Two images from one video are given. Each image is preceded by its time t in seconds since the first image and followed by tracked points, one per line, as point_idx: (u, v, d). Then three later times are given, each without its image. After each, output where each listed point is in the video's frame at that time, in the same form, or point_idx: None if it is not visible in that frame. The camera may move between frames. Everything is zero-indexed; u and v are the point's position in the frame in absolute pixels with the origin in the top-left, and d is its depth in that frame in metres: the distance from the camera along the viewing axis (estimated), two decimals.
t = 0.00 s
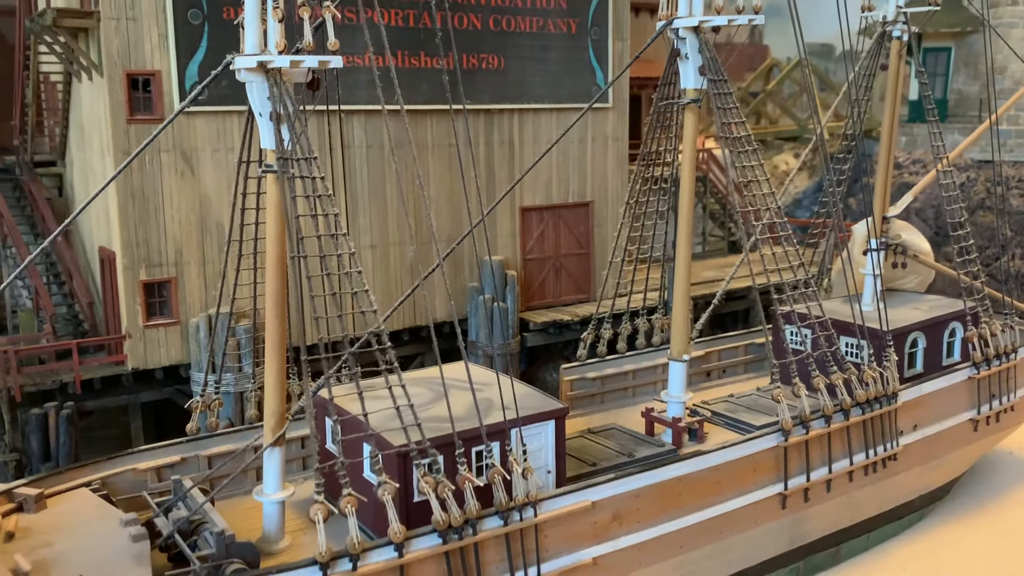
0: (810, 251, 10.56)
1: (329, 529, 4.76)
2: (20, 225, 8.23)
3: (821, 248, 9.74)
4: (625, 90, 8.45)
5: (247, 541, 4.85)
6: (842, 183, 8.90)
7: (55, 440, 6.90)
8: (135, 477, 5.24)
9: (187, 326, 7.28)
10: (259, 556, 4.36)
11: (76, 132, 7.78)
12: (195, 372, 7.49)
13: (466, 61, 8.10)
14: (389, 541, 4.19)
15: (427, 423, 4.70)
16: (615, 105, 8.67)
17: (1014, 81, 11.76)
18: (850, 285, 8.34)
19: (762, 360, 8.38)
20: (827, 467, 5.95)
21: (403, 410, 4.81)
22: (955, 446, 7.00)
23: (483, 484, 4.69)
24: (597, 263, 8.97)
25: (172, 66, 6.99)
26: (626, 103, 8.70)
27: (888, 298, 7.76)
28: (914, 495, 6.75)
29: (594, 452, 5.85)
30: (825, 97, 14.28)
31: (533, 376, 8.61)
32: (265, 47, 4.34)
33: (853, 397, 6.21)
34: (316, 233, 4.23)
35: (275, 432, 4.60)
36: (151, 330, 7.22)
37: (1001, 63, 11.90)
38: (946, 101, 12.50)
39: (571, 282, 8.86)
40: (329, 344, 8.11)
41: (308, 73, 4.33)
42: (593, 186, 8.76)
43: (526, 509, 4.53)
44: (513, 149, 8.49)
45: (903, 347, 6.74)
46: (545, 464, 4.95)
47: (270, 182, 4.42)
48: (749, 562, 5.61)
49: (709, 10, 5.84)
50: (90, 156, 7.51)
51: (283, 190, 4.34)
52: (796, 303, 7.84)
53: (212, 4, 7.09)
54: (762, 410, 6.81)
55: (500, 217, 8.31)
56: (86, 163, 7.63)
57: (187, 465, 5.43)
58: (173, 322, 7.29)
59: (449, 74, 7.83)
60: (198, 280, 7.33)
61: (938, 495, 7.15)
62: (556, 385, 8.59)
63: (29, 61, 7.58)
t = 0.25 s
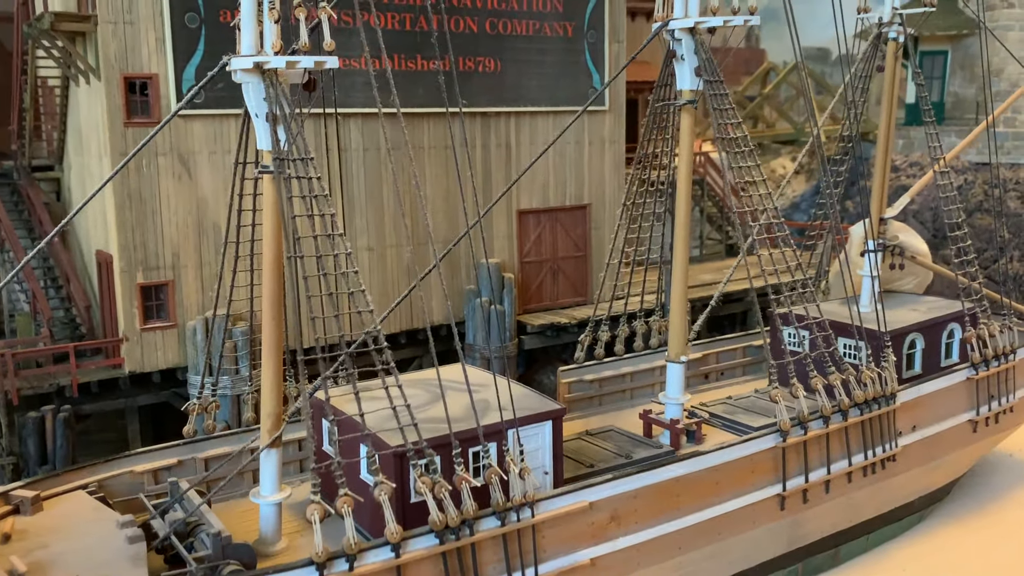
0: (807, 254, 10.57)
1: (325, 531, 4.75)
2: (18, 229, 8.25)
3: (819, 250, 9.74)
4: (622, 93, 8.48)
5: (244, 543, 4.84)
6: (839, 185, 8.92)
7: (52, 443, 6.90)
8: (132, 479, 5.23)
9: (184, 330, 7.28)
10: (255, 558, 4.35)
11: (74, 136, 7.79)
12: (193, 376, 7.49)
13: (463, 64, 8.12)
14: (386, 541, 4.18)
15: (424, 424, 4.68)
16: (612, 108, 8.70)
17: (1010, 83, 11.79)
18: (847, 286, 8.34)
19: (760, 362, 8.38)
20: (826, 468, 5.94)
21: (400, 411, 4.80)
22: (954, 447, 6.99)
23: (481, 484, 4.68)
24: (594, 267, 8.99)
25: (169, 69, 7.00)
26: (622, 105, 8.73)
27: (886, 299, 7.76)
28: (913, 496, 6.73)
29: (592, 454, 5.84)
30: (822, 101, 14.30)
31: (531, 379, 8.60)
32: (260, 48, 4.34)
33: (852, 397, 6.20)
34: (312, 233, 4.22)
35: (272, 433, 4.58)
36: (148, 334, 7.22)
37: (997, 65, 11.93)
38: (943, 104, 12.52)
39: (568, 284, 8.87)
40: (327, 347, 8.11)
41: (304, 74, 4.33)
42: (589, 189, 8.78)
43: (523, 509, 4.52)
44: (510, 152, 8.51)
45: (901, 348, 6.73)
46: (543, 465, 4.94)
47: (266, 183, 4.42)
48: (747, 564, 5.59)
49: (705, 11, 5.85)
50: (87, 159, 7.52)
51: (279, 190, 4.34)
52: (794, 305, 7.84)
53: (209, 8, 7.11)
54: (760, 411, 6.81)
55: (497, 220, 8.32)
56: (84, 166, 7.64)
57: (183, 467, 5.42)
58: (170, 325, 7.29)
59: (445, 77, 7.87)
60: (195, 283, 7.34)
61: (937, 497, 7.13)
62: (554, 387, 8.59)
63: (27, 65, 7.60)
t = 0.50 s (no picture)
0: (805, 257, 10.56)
1: (319, 534, 4.73)
2: (15, 233, 8.27)
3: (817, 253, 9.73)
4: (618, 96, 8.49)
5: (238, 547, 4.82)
6: (836, 187, 8.91)
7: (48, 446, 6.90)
8: (126, 483, 5.22)
9: (180, 333, 7.29)
10: (248, 561, 4.34)
11: (70, 140, 7.80)
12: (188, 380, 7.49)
13: (459, 67, 8.12)
14: (379, 544, 4.17)
15: (418, 427, 4.67)
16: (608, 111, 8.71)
17: (1008, 85, 11.79)
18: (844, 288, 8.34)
19: (758, 365, 8.37)
20: (823, 470, 5.92)
21: (394, 415, 4.78)
22: (953, 449, 6.97)
23: (475, 487, 4.66)
24: (592, 270, 9.00)
25: (164, 73, 7.02)
26: (618, 108, 8.74)
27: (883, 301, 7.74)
28: (911, 498, 6.71)
29: (588, 457, 5.82)
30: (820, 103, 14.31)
31: (528, 382, 8.58)
32: (253, 50, 4.34)
33: (849, 400, 6.18)
34: (305, 235, 4.22)
35: (265, 436, 4.56)
36: (144, 337, 7.22)
37: (995, 68, 11.93)
38: (941, 107, 12.51)
39: (565, 287, 8.87)
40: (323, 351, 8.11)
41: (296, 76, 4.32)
42: (586, 192, 8.79)
43: (517, 512, 4.50)
44: (507, 154, 8.52)
45: (899, 350, 6.72)
46: (538, 468, 4.93)
47: (259, 185, 4.42)
48: (744, 566, 5.57)
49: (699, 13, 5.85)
50: (83, 163, 7.53)
51: (271, 192, 4.34)
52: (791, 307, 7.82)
53: (205, 11, 7.12)
54: (758, 413, 6.79)
55: (493, 222, 8.33)
56: (80, 170, 7.64)
57: (178, 471, 5.41)
58: (165, 328, 7.29)
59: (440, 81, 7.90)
60: (191, 286, 7.34)
61: (935, 499, 7.11)
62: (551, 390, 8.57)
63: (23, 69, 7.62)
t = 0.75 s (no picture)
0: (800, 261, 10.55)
1: (310, 538, 4.72)
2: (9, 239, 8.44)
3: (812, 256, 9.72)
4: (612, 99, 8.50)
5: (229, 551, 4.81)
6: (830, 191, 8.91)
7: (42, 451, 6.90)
8: (119, 488, 5.20)
9: (174, 338, 7.30)
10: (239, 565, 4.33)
11: (64, 146, 7.82)
12: (182, 384, 7.51)
13: (453, 71, 8.13)
14: (369, 546, 4.16)
15: (410, 430, 4.66)
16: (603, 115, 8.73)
17: (1004, 88, 11.80)
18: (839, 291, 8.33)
19: (753, 368, 8.37)
20: (817, 473, 5.91)
21: (386, 419, 4.77)
22: (948, 451, 6.95)
23: (466, 490, 4.65)
24: (587, 274, 9.01)
25: (157, 77, 7.04)
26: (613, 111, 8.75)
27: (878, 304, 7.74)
28: (907, 501, 6.69)
29: (582, 461, 5.81)
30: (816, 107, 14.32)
31: (523, 386, 8.57)
32: (243, 54, 4.34)
33: (843, 402, 6.17)
34: (295, 238, 4.21)
35: (257, 440, 4.53)
36: (138, 342, 7.24)
37: (991, 71, 11.94)
38: (937, 110, 12.52)
39: (560, 291, 8.87)
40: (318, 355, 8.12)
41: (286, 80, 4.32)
42: (580, 196, 8.80)
43: (509, 514, 4.49)
44: (501, 158, 8.54)
45: (893, 352, 6.71)
46: (530, 471, 4.92)
47: (250, 189, 4.41)
48: (739, 569, 5.55)
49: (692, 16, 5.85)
50: (77, 168, 7.55)
51: (261, 195, 4.34)
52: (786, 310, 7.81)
53: (198, 17, 7.15)
54: (752, 417, 6.78)
55: (488, 226, 8.34)
56: (74, 175, 7.66)
57: (171, 475, 5.39)
58: (159, 333, 7.30)
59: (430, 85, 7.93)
60: (184, 291, 7.35)
61: (931, 502, 7.09)
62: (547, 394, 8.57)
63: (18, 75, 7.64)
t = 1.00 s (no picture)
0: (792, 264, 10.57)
1: (301, 543, 4.71)
2: None
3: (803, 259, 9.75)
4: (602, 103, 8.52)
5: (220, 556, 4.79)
6: (821, 194, 8.94)
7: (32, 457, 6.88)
8: (109, 493, 5.19)
9: (165, 343, 7.30)
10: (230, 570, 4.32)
11: (55, 151, 7.81)
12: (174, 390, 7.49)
13: (444, 76, 8.15)
14: (360, 551, 4.15)
15: (400, 435, 4.65)
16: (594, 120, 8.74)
17: (994, 92, 11.86)
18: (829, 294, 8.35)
19: (745, 372, 8.38)
20: (809, 476, 5.91)
21: (377, 423, 4.77)
22: (940, 454, 6.97)
23: (457, 494, 4.64)
24: (578, 278, 9.02)
25: (148, 83, 7.04)
26: (604, 116, 8.77)
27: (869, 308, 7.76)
28: (899, 504, 6.70)
29: (573, 465, 5.80)
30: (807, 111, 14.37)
31: (516, 391, 8.56)
32: (232, 58, 4.34)
33: (835, 405, 6.18)
34: (284, 241, 4.21)
35: (247, 444, 4.53)
36: (129, 347, 7.23)
37: (982, 74, 11.99)
38: (928, 114, 12.57)
39: (552, 296, 8.89)
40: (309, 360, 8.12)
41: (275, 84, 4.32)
42: (572, 200, 8.82)
43: (500, 518, 4.49)
44: (492, 162, 8.55)
45: (885, 355, 6.73)
46: (521, 475, 4.92)
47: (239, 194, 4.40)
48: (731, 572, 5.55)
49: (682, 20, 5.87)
50: (68, 174, 7.54)
51: (250, 199, 4.34)
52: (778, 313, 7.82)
53: (189, 22, 7.16)
54: (743, 420, 6.79)
55: (479, 231, 8.36)
56: (64, 181, 7.65)
57: (161, 481, 5.38)
58: (150, 339, 7.30)
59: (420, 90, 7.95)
60: (175, 296, 7.34)
61: (923, 504, 7.10)
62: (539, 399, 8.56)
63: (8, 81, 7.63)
